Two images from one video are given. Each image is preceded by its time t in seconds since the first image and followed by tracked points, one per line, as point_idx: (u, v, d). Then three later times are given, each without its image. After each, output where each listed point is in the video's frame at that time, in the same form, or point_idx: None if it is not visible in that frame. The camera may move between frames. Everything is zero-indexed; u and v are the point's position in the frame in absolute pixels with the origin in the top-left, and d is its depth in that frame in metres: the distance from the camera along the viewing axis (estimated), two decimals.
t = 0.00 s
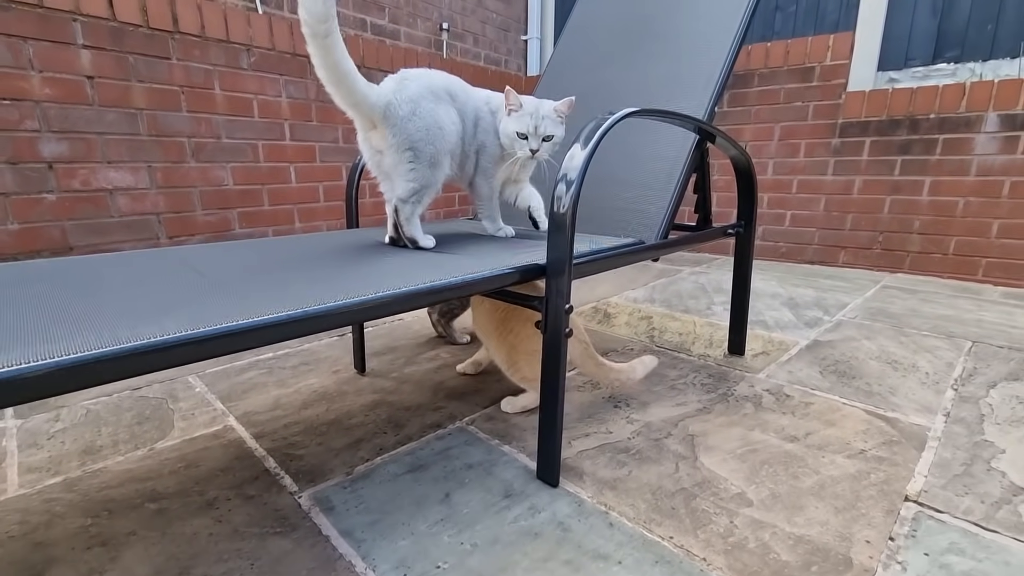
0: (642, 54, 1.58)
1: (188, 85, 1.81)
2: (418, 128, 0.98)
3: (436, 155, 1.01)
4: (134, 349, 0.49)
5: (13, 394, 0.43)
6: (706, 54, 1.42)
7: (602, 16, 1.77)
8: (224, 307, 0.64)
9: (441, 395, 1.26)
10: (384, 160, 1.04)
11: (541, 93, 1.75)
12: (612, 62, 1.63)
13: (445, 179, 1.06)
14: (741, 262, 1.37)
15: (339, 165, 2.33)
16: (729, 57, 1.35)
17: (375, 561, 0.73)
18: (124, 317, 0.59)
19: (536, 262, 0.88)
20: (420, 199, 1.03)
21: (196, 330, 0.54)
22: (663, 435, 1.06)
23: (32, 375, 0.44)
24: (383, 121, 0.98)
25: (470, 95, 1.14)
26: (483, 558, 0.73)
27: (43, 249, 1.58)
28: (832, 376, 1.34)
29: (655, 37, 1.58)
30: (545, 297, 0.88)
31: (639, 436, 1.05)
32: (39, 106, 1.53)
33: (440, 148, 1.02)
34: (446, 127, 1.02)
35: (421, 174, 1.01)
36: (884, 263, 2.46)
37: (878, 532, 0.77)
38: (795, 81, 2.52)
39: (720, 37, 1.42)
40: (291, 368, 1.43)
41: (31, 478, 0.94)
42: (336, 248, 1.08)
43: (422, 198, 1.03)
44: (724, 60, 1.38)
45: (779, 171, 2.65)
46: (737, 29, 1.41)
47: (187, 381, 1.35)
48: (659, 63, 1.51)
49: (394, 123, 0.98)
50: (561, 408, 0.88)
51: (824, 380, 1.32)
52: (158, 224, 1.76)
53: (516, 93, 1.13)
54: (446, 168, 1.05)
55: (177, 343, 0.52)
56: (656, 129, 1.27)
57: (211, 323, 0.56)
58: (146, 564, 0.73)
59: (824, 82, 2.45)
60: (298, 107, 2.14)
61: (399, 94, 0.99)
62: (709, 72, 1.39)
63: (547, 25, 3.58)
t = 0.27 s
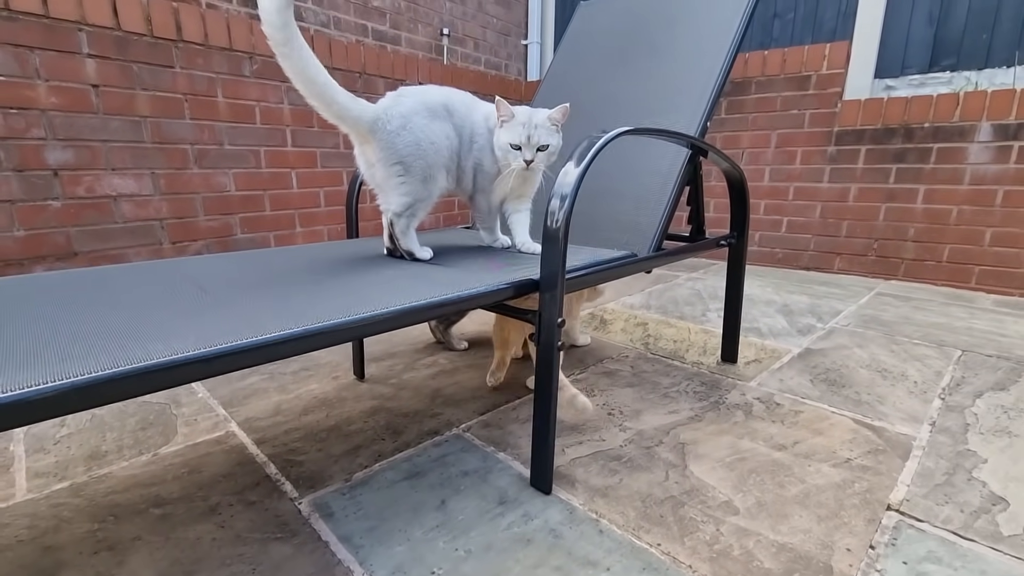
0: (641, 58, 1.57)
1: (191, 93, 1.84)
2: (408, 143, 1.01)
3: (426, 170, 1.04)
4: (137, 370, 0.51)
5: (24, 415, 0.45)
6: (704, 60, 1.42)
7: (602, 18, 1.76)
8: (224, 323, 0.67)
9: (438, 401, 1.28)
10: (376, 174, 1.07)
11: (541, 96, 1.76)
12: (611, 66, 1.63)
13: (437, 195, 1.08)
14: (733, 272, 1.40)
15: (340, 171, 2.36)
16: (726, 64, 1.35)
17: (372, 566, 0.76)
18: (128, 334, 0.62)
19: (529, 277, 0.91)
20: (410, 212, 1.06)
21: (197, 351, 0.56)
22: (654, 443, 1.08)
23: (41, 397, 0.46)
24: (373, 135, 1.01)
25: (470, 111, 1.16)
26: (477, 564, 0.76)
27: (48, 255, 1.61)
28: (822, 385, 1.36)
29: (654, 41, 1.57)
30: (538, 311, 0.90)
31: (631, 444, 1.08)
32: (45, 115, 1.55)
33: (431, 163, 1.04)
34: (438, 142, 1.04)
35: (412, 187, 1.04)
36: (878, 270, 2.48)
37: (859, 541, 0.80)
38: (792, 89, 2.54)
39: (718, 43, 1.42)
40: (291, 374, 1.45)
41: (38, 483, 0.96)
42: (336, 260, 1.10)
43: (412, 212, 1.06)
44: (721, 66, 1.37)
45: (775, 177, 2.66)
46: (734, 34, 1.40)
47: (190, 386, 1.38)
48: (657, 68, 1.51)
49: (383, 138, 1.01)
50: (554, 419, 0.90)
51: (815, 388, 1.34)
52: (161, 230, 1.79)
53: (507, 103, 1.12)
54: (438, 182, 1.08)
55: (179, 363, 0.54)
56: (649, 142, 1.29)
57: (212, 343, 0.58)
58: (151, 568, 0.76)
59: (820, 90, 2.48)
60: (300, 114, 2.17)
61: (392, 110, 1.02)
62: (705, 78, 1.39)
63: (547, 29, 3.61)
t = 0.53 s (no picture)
0: (639, 67, 1.59)
1: (194, 99, 1.86)
2: (398, 154, 1.03)
3: (418, 180, 1.06)
4: (144, 382, 0.53)
5: (37, 427, 0.48)
6: (700, 70, 1.43)
7: (603, 25, 1.78)
8: (227, 333, 0.69)
9: (436, 407, 1.30)
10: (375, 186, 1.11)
11: (541, 103, 1.78)
12: (609, 74, 1.65)
13: (432, 205, 1.10)
14: (728, 281, 1.42)
15: (341, 175, 2.38)
16: (721, 74, 1.36)
17: (370, 570, 0.78)
18: (134, 344, 0.64)
19: (525, 288, 0.93)
20: (405, 222, 1.09)
21: (201, 363, 0.58)
22: (648, 449, 1.10)
23: (53, 409, 0.48)
24: (367, 146, 1.07)
25: (474, 121, 1.15)
26: (472, 569, 0.78)
27: (52, 259, 1.63)
28: (815, 392, 1.38)
29: (652, 51, 1.59)
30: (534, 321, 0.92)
31: (626, 451, 1.09)
32: (51, 121, 1.57)
33: (424, 174, 1.05)
34: (430, 153, 1.05)
35: (404, 198, 1.07)
36: (874, 276, 2.51)
37: (846, 548, 0.82)
38: (789, 96, 2.57)
39: (714, 53, 1.43)
40: (292, 378, 1.47)
41: (44, 486, 0.99)
42: (336, 267, 1.12)
43: (407, 221, 1.09)
44: (717, 77, 1.38)
45: (773, 183, 2.69)
46: (731, 45, 1.42)
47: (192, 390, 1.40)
48: (655, 77, 1.53)
49: (375, 148, 1.05)
50: (549, 427, 0.92)
51: (807, 395, 1.36)
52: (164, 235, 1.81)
53: (514, 107, 1.11)
54: (433, 193, 1.09)
55: (185, 376, 0.56)
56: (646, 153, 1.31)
57: (216, 356, 0.60)
58: (155, 571, 0.78)
59: (817, 98, 2.50)
60: (302, 119, 2.19)
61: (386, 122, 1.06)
62: (701, 88, 1.40)
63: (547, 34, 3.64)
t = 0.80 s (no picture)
0: (636, 74, 1.60)
1: (195, 104, 1.87)
2: (397, 156, 1.06)
3: (416, 183, 1.07)
4: (143, 396, 0.54)
5: (38, 440, 0.48)
6: (695, 78, 1.44)
7: (601, 32, 1.79)
8: (226, 342, 0.70)
9: (434, 412, 1.31)
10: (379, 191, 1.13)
11: (540, 110, 1.79)
12: (607, 81, 1.66)
13: (431, 208, 1.10)
14: (724, 288, 1.43)
15: (340, 179, 2.40)
16: (717, 82, 1.37)
17: None
18: (134, 354, 0.65)
19: (522, 297, 0.94)
20: (404, 224, 1.09)
21: (199, 376, 0.59)
22: (643, 456, 1.11)
23: (53, 423, 0.49)
24: (373, 152, 1.10)
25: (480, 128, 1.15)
26: None
27: (52, 262, 1.64)
28: (809, 398, 1.39)
29: (650, 58, 1.60)
30: (530, 329, 0.93)
31: (621, 457, 1.11)
32: (52, 126, 1.58)
33: (421, 176, 1.07)
34: (429, 157, 1.06)
35: (402, 200, 1.08)
36: (870, 281, 2.52)
37: (837, 556, 0.83)
38: (787, 102, 2.58)
39: (710, 61, 1.44)
40: (290, 382, 1.48)
41: (44, 490, 0.99)
42: (335, 273, 1.13)
43: (405, 223, 1.09)
44: (712, 84, 1.39)
45: (770, 188, 2.70)
46: (726, 53, 1.42)
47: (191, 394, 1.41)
48: (652, 85, 1.54)
49: (377, 152, 1.08)
50: (545, 434, 0.93)
51: (801, 402, 1.37)
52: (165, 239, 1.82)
53: (522, 118, 1.09)
54: (432, 196, 1.10)
55: (188, 388, 0.57)
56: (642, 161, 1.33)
57: (214, 368, 0.61)
58: None
59: (814, 104, 2.51)
60: (301, 123, 2.20)
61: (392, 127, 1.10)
62: (697, 95, 1.41)
63: (546, 38, 3.66)
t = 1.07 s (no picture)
0: (635, 82, 1.62)
1: (197, 110, 1.89)
2: (409, 162, 1.11)
3: (424, 186, 1.11)
4: (150, 407, 0.56)
5: (50, 451, 0.50)
6: (692, 86, 1.46)
7: (600, 40, 1.82)
8: (231, 352, 0.72)
9: (433, 416, 1.33)
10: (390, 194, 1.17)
11: (539, 117, 1.81)
12: (606, 88, 1.68)
13: (437, 210, 1.13)
14: (719, 293, 1.45)
15: (340, 184, 2.41)
16: (712, 90, 1.39)
17: None
18: (140, 364, 0.66)
19: (519, 306, 0.96)
20: (409, 225, 1.12)
21: (204, 385, 0.61)
22: (639, 460, 1.13)
23: (65, 433, 0.51)
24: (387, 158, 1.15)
25: (492, 134, 1.16)
26: None
27: (55, 267, 1.65)
28: (803, 403, 1.41)
29: (647, 65, 1.62)
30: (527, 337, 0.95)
31: (617, 461, 1.12)
32: (55, 133, 1.60)
33: (429, 181, 1.11)
34: (437, 163, 1.11)
35: (410, 202, 1.12)
36: (865, 285, 2.54)
37: (827, 559, 0.85)
38: (783, 107, 2.60)
39: (706, 69, 1.46)
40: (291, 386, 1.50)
41: (50, 494, 1.01)
42: (337, 279, 1.15)
43: (411, 224, 1.12)
44: (708, 92, 1.41)
45: (766, 193, 2.73)
46: (722, 61, 1.44)
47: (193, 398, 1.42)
48: (649, 92, 1.56)
49: (391, 158, 1.14)
50: (541, 440, 0.95)
51: (795, 407, 1.39)
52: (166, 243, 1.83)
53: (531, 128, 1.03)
54: (439, 200, 1.14)
55: (194, 398, 0.59)
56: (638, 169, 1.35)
57: (219, 377, 0.63)
58: None
59: (810, 109, 2.53)
60: (301, 128, 2.22)
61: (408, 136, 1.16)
62: (693, 103, 1.43)
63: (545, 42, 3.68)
